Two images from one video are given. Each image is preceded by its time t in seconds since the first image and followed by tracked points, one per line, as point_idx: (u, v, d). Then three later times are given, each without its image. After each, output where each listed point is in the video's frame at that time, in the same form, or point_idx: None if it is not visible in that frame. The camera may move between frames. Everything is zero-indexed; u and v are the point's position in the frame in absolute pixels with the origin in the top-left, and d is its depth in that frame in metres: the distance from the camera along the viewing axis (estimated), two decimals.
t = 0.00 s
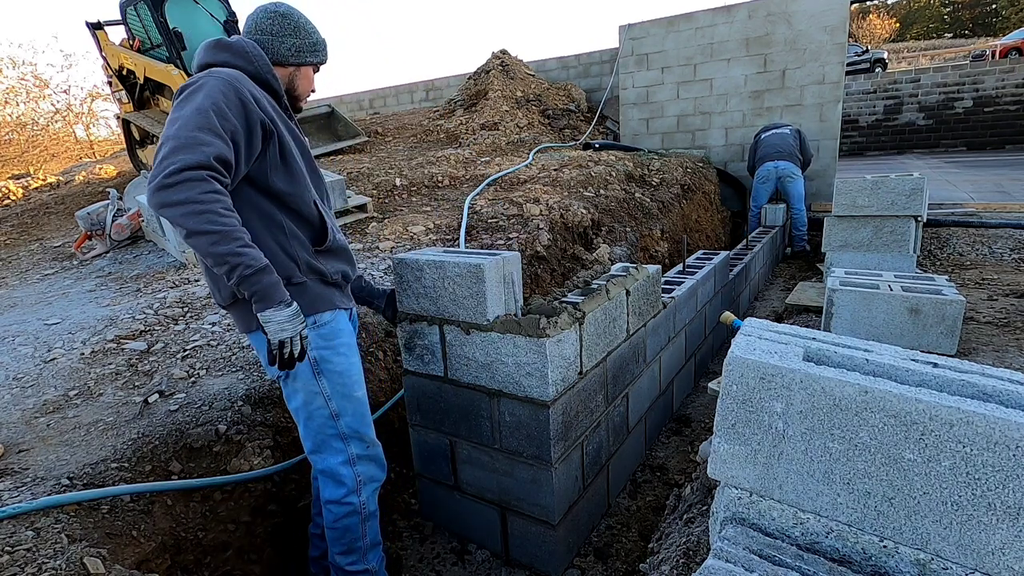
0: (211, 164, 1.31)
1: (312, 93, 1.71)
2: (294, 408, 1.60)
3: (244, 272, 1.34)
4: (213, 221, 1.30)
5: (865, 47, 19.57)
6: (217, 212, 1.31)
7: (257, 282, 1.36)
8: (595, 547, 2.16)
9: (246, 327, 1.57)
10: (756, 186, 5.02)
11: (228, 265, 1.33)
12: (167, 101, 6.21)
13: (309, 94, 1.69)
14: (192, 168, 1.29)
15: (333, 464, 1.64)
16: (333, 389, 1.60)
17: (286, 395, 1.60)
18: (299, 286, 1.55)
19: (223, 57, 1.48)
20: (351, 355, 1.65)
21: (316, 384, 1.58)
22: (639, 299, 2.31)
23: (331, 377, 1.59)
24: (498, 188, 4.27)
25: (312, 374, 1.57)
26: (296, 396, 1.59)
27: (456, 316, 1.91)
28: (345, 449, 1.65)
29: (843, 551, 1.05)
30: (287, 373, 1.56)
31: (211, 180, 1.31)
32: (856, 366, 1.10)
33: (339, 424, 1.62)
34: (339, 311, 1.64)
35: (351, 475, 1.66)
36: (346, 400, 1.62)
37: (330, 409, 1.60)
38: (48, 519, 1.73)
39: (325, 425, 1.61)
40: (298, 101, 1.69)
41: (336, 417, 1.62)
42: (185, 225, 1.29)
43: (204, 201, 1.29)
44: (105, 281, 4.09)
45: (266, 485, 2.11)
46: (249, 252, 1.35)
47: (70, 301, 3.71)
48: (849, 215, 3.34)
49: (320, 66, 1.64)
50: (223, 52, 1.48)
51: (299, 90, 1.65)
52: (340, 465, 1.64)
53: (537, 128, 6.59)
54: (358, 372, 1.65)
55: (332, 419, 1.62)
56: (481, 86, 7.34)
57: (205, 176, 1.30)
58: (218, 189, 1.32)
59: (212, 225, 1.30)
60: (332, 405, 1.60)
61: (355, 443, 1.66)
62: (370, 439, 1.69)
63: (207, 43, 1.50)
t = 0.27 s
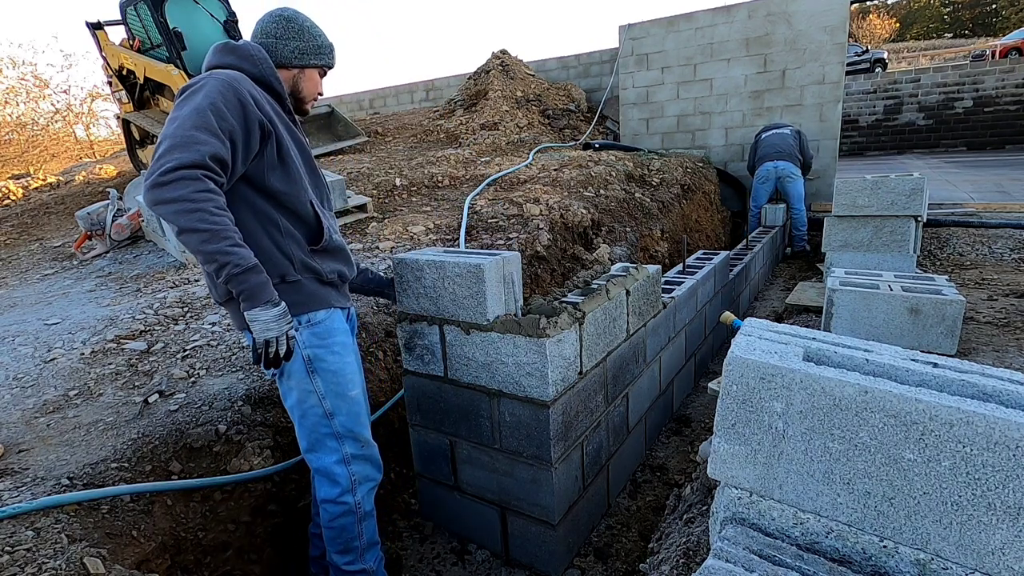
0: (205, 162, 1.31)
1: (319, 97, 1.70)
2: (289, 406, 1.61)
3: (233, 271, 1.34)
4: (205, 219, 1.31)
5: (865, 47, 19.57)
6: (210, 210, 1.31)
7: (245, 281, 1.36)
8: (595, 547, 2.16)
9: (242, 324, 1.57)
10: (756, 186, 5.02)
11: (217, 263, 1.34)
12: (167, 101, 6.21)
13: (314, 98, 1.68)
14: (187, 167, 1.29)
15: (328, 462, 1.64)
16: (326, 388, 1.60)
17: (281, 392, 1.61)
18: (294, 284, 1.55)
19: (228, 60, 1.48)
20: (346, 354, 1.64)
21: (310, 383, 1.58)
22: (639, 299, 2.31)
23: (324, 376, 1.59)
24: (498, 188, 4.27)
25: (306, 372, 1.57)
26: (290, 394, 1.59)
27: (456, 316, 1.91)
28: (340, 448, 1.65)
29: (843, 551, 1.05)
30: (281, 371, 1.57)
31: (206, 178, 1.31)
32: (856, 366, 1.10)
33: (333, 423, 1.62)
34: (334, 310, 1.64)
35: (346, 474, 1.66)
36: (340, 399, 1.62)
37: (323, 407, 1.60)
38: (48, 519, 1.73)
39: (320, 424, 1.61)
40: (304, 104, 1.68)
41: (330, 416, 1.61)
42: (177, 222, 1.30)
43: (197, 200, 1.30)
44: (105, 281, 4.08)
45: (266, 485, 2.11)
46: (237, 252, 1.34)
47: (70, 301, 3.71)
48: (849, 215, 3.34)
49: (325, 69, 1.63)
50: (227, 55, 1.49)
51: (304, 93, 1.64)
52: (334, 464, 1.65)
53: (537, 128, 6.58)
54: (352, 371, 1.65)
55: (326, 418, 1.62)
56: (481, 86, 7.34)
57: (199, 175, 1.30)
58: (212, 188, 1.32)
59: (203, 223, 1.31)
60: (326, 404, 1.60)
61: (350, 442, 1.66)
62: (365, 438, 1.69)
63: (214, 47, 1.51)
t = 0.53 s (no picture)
0: (213, 168, 1.32)
1: (320, 95, 1.66)
2: (291, 402, 1.61)
3: (242, 275, 1.34)
4: (213, 224, 1.31)
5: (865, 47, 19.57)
6: (218, 215, 1.31)
7: (254, 285, 1.36)
8: (595, 547, 2.16)
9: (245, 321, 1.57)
10: (756, 186, 5.02)
11: (226, 267, 1.33)
12: (167, 100, 6.21)
13: (315, 96, 1.64)
14: (195, 172, 1.29)
15: (328, 458, 1.64)
16: (327, 385, 1.59)
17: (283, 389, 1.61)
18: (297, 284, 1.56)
19: (229, 59, 1.49)
20: (346, 351, 1.64)
21: (310, 379, 1.58)
22: (639, 299, 2.31)
23: (325, 372, 1.59)
24: (498, 188, 4.27)
25: (306, 368, 1.57)
26: (292, 390, 1.59)
27: (456, 317, 1.91)
28: (340, 445, 1.64)
29: (843, 552, 1.05)
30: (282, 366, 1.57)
31: (213, 184, 1.32)
32: (856, 366, 1.10)
33: (334, 419, 1.62)
34: (334, 308, 1.64)
35: (345, 471, 1.66)
36: (341, 395, 1.62)
37: (324, 403, 1.60)
38: (48, 519, 1.73)
39: (320, 421, 1.61)
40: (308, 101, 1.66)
41: (331, 412, 1.61)
42: (187, 227, 1.30)
43: (206, 205, 1.30)
44: (105, 281, 4.08)
45: (266, 485, 2.11)
46: (243, 256, 1.34)
47: (70, 301, 3.71)
48: (849, 215, 3.34)
49: (322, 65, 1.58)
50: (229, 54, 1.49)
51: (303, 90, 1.61)
52: (334, 460, 1.64)
53: (537, 128, 6.59)
54: (353, 367, 1.65)
55: (326, 414, 1.61)
56: (481, 86, 7.35)
57: (207, 180, 1.30)
58: (220, 193, 1.32)
59: (213, 229, 1.31)
60: (326, 400, 1.60)
61: (350, 439, 1.65)
62: (366, 435, 1.68)
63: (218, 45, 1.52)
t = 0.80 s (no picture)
0: (212, 187, 1.31)
1: (322, 91, 1.61)
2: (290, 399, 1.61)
3: (244, 293, 1.35)
4: (214, 245, 1.31)
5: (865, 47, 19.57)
6: (218, 236, 1.31)
7: (257, 301, 1.37)
8: (595, 547, 2.16)
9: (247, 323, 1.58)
10: (756, 186, 5.03)
11: (229, 286, 1.35)
12: (167, 101, 6.21)
13: (315, 93, 1.59)
14: (194, 193, 1.29)
15: (326, 457, 1.64)
16: (325, 383, 1.59)
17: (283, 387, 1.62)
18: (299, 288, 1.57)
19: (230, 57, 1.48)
20: (346, 350, 1.64)
21: (309, 377, 1.58)
22: (639, 299, 2.31)
23: (323, 371, 1.59)
24: (498, 188, 4.27)
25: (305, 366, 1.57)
26: (291, 388, 1.60)
27: (456, 317, 1.91)
28: (338, 444, 1.64)
29: (843, 552, 1.05)
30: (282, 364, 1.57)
31: (213, 204, 1.32)
32: (856, 366, 1.10)
33: (332, 418, 1.62)
34: (335, 308, 1.64)
35: (342, 471, 1.65)
36: (339, 394, 1.62)
37: (322, 402, 1.60)
38: (48, 519, 1.73)
39: (319, 419, 1.61)
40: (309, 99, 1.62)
41: (329, 411, 1.61)
42: (188, 248, 1.30)
43: (205, 226, 1.30)
44: (105, 281, 4.08)
45: (266, 485, 2.10)
46: (244, 274, 1.34)
47: (70, 301, 3.71)
48: (849, 215, 3.34)
49: (319, 61, 1.52)
50: (229, 52, 1.48)
51: (302, 87, 1.56)
52: (331, 459, 1.65)
53: (537, 128, 6.59)
54: (352, 366, 1.64)
55: (325, 412, 1.61)
56: (481, 86, 7.34)
57: (206, 201, 1.30)
58: (220, 212, 1.32)
59: (213, 249, 1.31)
60: (325, 398, 1.60)
61: (348, 439, 1.65)
62: (364, 435, 1.67)
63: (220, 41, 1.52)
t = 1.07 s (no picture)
0: (188, 205, 1.31)
1: (324, 89, 1.55)
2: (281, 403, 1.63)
3: (220, 312, 1.35)
4: (190, 264, 1.32)
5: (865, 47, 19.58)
6: (193, 255, 1.32)
7: (234, 319, 1.37)
8: (595, 547, 2.16)
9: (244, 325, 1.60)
10: (756, 186, 5.03)
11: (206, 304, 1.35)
12: (167, 101, 6.20)
13: (316, 91, 1.54)
14: (169, 211, 1.30)
15: (316, 461, 1.64)
16: (313, 389, 1.60)
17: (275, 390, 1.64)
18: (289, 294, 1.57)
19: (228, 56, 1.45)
20: (335, 355, 1.64)
21: (298, 382, 1.59)
22: (639, 299, 2.31)
23: (311, 376, 1.60)
24: (498, 188, 4.27)
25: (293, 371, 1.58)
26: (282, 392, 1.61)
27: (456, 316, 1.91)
28: (327, 448, 1.64)
29: (843, 551, 1.05)
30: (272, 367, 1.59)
31: (189, 222, 1.32)
32: (856, 366, 1.10)
33: (320, 423, 1.62)
34: (325, 314, 1.64)
35: (332, 474, 1.65)
36: (327, 399, 1.61)
37: (310, 406, 1.60)
38: (48, 519, 1.73)
39: (308, 423, 1.62)
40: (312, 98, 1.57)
41: (317, 415, 1.61)
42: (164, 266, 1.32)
43: (180, 246, 1.31)
44: (105, 281, 4.08)
45: (266, 485, 2.10)
46: (219, 293, 1.34)
47: (70, 301, 3.71)
48: (849, 215, 3.34)
49: (318, 61, 1.46)
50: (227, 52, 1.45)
51: (302, 86, 1.51)
52: (321, 464, 1.64)
53: (537, 128, 6.59)
54: (341, 371, 1.64)
55: (313, 417, 1.61)
56: (481, 86, 7.35)
57: (181, 219, 1.30)
58: (197, 229, 1.32)
59: (189, 268, 1.32)
60: (313, 403, 1.60)
61: (337, 444, 1.64)
62: (353, 440, 1.66)
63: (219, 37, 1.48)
